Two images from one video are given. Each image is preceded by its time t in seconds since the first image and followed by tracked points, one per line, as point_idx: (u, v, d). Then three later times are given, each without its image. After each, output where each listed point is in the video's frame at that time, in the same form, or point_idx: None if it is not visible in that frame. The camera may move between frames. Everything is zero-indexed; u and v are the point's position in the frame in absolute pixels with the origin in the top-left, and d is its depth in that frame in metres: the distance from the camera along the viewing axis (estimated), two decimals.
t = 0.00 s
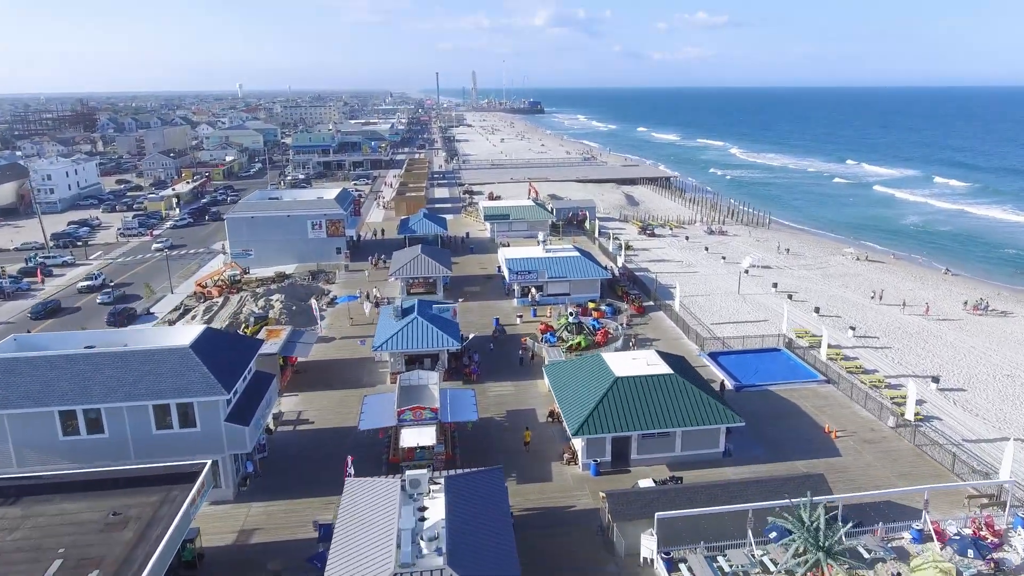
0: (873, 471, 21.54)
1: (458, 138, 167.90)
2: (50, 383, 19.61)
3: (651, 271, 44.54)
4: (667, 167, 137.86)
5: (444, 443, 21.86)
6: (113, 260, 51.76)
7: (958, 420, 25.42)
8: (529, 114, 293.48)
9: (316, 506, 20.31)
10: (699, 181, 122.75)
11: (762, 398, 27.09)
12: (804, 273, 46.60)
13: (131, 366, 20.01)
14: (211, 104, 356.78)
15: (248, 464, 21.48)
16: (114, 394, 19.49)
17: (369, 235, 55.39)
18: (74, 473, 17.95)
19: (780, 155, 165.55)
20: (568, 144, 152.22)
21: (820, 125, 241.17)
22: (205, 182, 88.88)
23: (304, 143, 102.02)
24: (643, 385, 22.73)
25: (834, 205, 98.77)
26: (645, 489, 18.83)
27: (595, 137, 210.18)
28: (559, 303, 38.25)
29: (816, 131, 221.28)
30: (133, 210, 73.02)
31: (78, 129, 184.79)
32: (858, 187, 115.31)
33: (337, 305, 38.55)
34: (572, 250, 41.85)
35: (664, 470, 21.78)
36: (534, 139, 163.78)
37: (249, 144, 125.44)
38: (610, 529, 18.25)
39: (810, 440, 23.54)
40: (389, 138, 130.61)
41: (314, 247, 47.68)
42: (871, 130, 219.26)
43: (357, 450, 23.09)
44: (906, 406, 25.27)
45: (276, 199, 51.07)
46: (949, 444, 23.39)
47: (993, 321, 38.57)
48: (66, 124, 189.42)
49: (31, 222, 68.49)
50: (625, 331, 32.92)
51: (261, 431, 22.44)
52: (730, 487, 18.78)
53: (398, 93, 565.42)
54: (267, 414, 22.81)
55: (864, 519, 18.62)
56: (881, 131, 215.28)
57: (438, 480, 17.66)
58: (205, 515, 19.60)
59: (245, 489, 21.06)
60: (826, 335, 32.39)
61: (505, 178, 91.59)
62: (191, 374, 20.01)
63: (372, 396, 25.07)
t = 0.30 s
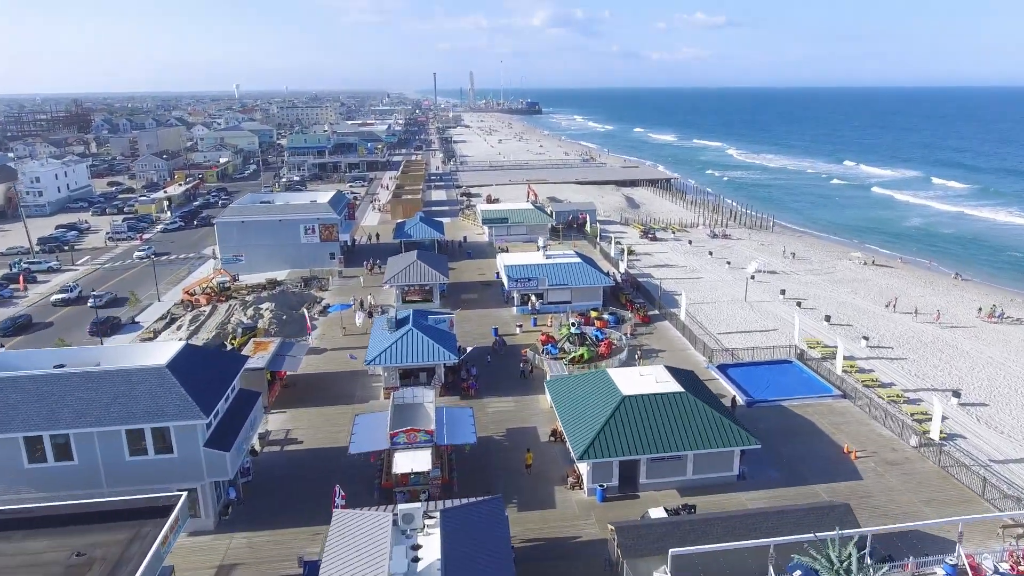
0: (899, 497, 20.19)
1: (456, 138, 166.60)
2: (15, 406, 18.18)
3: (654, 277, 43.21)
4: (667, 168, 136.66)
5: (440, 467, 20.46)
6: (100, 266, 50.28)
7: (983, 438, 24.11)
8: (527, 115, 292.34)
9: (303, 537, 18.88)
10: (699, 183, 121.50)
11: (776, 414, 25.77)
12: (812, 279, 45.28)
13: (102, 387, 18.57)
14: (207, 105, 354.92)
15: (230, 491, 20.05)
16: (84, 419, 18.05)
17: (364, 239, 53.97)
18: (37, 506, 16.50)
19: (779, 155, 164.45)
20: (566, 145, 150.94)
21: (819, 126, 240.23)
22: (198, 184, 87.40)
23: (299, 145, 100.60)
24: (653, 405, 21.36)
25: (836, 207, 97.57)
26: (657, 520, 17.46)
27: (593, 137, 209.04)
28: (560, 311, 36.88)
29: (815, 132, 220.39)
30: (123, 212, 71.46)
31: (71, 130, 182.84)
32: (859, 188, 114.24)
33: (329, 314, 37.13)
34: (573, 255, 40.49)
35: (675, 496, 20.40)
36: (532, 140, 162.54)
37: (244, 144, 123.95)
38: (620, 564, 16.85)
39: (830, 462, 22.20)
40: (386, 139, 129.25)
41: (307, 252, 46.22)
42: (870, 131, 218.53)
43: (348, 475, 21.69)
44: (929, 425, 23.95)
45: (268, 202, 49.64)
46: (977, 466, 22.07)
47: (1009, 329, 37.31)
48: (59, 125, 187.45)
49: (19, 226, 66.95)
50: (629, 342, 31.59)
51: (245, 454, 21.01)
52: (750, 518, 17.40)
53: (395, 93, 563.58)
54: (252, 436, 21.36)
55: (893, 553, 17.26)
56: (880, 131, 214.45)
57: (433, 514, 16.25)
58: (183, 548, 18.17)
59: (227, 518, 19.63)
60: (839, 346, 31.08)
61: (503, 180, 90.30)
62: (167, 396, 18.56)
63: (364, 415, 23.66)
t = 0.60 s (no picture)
0: (928, 526, 18.85)
1: (453, 139, 165.33)
2: None
3: (658, 283, 41.93)
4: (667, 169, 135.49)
5: (435, 495, 18.99)
6: (87, 272, 48.84)
7: (1011, 458, 22.82)
8: (525, 115, 291.23)
9: (287, 573, 17.50)
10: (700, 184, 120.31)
11: (792, 433, 24.42)
12: (821, 285, 44.02)
13: (71, 412, 17.18)
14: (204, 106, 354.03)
15: (210, 521, 18.67)
16: (50, 447, 16.65)
17: (359, 243, 52.60)
18: None
19: (780, 156, 163.36)
20: (565, 145, 149.72)
21: (819, 127, 239.32)
22: (192, 186, 86.03)
23: (294, 146, 99.24)
24: (663, 427, 19.96)
25: (839, 208, 96.44)
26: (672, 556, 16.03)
27: (592, 138, 207.88)
28: (561, 320, 35.54)
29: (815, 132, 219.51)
30: (114, 215, 70.01)
31: (66, 130, 181.22)
32: (862, 189, 113.16)
33: (321, 323, 35.71)
34: (575, 262, 39.16)
35: (688, 526, 18.99)
36: (530, 141, 160.62)
37: (239, 145, 122.52)
38: None
39: (852, 485, 20.84)
40: (382, 140, 127.98)
41: (299, 257, 44.84)
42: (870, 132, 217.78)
43: (337, 503, 20.27)
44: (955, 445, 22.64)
45: (260, 205, 48.24)
46: (1008, 491, 20.76)
47: None
48: (53, 125, 185.83)
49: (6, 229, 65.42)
50: (634, 354, 30.28)
51: (226, 482, 19.56)
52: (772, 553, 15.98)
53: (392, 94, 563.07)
54: (234, 460, 19.98)
55: None
56: (880, 132, 213.59)
57: (428, 553, 14.83)
58: None
59: (205, 552, 18.19)
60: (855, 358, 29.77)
61: (502, 182, 89.01)
62: (139, 421, 17.16)
63: (355, 437, 22.23)
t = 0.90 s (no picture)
0: (961, 560, 17.50)
1: (452, 140, 164.12)
2: None
3: (663, 290, 40.62)
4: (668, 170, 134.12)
5: (432, 526, 17.58)
6: (74, 278, 47.41)
7: None
8: (524, 116, 290.19)
9: None
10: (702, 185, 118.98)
11: (809, 453, 23.06)
12: (831, 292, 42.68)
13: (34, 441, 15.83)
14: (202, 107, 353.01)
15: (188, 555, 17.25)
16: (10, 480, 15.26)
17: (355, 248, 51.20)
18: None
19: (780, 157, 162.38)
20: (565, 146, 148.38)
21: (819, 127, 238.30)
22: (186, 188, 84.64)
23: (291, 147, 97.95)
24: (676, 452, 18.59)
25: (844, 210, 95.26)
26: None
27: (592, 138, 206.70)
28: (564, 330, 34.21)
29: (817, 132, 218.30)
30: (105, 218, 68.49)
31: (61, 131, 179.47)
32: (865, 191, 111.94)
33: (314, 332, 34.31)
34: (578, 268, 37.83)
35: (704, 560, 17.60)
36: (529, 142, 159.39)
37: (235, 147, 121.18)
38: None
39: (878, 513, 19.47)
40: (380, 142, 126.68)
41: (293, 263, 43.45)
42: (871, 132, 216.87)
43: (325, 534, 18.84)
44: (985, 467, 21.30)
45: (252, 209, 46.81)
46: None
47: None
48: (49, 126, 184.34)
49: None
50: (640, 367, 28.96)
51: (206, 513, 18.17)
52: None
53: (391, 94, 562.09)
54: (216, 487, 18.63)
55: None
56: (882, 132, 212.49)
57: None
58: None
59: None
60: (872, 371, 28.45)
61: (501, 183, 87.75)
62: (109, 450, 15.81)
63: (346, 461, 20.83)
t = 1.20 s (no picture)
0: None
1: (451, 141, 162.88)
2: None
3: (670, 298, 39.30)
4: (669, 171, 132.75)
5: (428, 563, 16.13)
6: (61, 283, 45.99)
7: None
8: (524, 116, 289.11)
9: None
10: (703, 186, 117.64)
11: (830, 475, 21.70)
12: (842, 299, 41.35)
13: None
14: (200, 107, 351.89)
15: None
16: None
17: (350, 252, 49.80)
18: None
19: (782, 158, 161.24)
20: (565, 147, 146.88)
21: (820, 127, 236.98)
22: (180, 190, 83.25)
23: (287, 148, 96.61)
24: (691, 482, 17.19)
25: (848, 212, 93.96)
26: None
27: (591, 138, 205.39)
28: (567, 340, 32.86)
29: (818, 132, 216.93)
30: (97, 221, 67.04)
31: (57, 132, 177.81)
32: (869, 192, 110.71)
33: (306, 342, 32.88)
34: (581, 274, 36.45)
35: None
36: (529, 143, 158.14)
37: (232, 148, 119.84)
38: None
39: (908, 544, 18.11)
40: (378, 143, 125.36)
41: (286, 268, 42.05)
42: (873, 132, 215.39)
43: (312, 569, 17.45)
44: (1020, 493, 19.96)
45: (244, 213, 45.39)
46: None
47: None
48: (45, 126, 182.83)
49: None
50: (648, 381, 27.60)
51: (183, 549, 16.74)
52: None
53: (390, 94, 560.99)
54: (194, 519, 17.22)
55: None
56: (883, 132, 211.16)
57: None
58: None
59: None
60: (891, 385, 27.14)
61: (501, 185, 86.43)
62: (71, 486, 14.40)
63: (336, 489, 19.40)
